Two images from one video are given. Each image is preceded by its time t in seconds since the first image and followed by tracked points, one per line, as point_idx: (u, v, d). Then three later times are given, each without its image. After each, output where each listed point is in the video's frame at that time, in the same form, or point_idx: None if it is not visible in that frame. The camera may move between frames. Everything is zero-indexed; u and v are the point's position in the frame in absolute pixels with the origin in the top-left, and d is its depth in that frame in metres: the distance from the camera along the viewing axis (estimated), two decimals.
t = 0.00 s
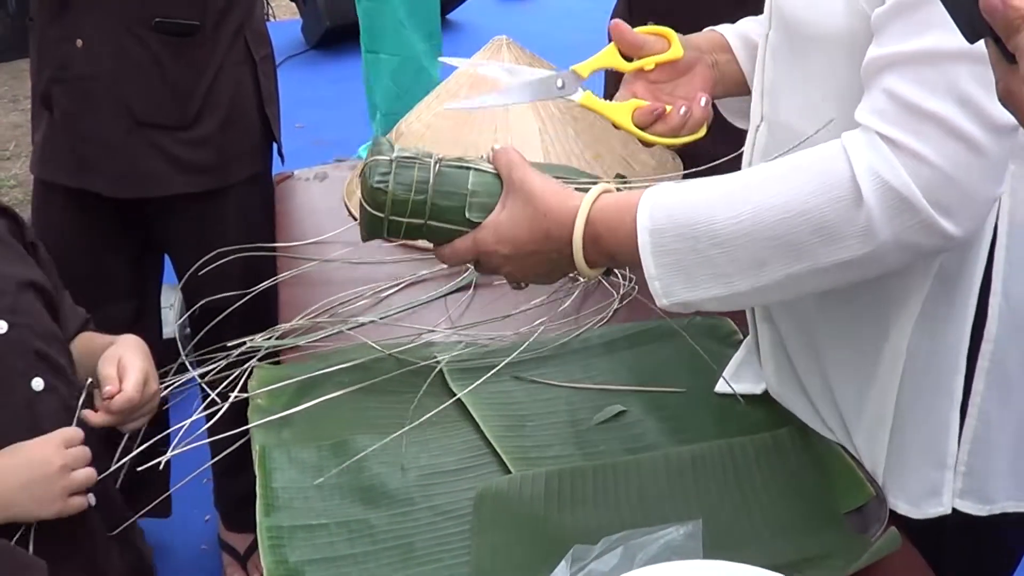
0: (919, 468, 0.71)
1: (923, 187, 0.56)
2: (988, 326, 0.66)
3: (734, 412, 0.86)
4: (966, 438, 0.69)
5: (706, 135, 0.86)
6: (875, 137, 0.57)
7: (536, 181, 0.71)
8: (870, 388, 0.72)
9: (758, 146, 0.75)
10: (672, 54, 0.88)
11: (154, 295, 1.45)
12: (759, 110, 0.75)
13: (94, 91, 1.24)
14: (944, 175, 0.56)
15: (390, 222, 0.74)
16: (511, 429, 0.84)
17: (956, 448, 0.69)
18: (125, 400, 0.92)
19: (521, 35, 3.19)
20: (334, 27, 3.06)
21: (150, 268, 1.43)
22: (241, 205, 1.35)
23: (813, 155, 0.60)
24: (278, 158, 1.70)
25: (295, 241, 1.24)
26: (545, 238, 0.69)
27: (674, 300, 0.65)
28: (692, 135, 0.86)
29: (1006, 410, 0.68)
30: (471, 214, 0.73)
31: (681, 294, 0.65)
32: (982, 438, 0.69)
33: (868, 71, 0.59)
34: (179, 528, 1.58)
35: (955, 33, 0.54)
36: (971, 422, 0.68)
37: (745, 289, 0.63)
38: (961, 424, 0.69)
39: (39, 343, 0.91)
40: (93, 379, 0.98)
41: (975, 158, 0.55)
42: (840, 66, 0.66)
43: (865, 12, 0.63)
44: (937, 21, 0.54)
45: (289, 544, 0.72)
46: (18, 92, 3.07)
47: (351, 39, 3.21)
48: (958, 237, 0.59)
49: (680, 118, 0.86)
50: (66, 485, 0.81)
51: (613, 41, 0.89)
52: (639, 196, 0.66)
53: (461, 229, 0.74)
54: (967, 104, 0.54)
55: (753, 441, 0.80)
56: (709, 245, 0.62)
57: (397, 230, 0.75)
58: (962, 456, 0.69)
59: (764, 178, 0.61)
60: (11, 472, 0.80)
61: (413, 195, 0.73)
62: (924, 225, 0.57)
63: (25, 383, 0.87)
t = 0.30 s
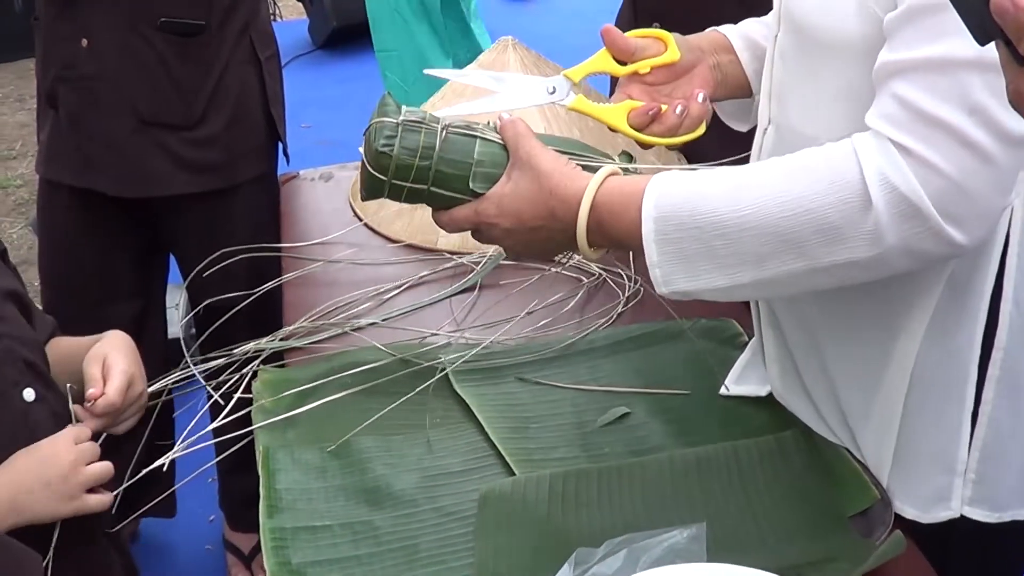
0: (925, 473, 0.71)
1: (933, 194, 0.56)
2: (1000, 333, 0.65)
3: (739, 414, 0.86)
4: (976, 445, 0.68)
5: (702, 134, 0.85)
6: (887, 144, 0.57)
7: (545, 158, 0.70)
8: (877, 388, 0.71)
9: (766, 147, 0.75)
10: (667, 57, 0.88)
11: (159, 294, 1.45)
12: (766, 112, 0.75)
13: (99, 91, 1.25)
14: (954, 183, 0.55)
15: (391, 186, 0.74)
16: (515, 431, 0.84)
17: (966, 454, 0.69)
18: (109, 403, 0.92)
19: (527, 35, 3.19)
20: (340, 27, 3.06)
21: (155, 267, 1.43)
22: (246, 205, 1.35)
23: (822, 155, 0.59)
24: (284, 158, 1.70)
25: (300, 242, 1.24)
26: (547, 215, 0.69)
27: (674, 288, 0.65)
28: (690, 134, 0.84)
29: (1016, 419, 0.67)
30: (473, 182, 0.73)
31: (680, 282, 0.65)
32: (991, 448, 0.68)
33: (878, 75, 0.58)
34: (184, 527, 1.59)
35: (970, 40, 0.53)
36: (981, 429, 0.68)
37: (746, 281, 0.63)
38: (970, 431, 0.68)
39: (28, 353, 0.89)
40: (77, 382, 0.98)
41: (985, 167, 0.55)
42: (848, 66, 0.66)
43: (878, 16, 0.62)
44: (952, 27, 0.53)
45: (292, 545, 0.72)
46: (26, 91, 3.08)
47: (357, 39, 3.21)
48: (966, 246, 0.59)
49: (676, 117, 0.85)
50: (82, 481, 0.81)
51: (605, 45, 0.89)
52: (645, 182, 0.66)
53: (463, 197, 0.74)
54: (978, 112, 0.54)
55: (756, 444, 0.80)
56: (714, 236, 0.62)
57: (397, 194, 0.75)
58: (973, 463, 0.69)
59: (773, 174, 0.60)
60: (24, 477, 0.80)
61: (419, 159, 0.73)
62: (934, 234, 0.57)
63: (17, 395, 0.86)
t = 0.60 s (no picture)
0: (928, 475, 0.70)
1: (941, 198, 0.56)
2: (1003, 336, 0.65)
3: (742, 415, 0.86)
4: (979, 447, 0.68)
5: (701, 136, 0.84)
6: (895, 147, 0.56)
7: (551, 144, 0.71)
8: (879, 391, 0.71)
9: (768, 148, 0.75)
10: (673, 59, 0.88)
11: (162, 293, 1.45)
12: (768, 113, 0.74)
13: (102, 89, 1.25)
14: (962, 185, 0.55)
15: (394, 160, 0.73)
16: (518, 432, 0.84)
17: (969, 456, 0.69)
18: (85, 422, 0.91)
19: (530, 34, 3.19)
20: (344, 26, 3.06)
21: (158, 267, 1.43)
22: (250, 204, 1.35)
23: (831, 153, 0.59)
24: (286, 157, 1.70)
25: (303, 242, 1.24)
26: (552, 200, 0.69)
27: (676, 280, 0.65)
28: (687, 135, 0.84)
29: (1018, 422, 0.67)
30: (479, 163, 0.73)
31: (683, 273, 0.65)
32: (994, 450, 0.68)
33: (883, 78, 0.58)
34: (187, 527, 1.59)
35: (976, 43, 0.53)
36: (984, 432, 0.68)
37: (750, 276, 0.63)
38: (974, 434, 0.68)
39: (22, 354, 0.89)
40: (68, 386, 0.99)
41: (992, 170, 0.55)
42: (848, 69, 0.66)
43: (883, 18, 0.62)
44: (958, 30, 0.53)
45: (294, 546, 0.71)
46: (30, 90, 3.08)
47: (360, 39, 3.21)
48: (973, 249, 0.58)
49: (675, 116, 0.85)
50: (59, 463, 0.81)
51: (610, 41, 0.90)
52: (652, 172, 0.66)
53: (467, 177, 0.73)
54: (986, 115, 0.53)
55: (759, 445, 0.80)
56: (719, 230, 0.62)
57: (399, 169, 0.74)
58: (975, 465, 0.69)
59: (781, 170, 0.60)
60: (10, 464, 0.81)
61: (425, 136, 0.72)
62: (941, 236, 0.57)
63: (13, 397, 0.86)
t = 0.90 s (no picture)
0: (930, 471, 0.70)
1: (943, 192, 0.55)
2: (1006, 332, 0.65)
3: (743, 413, 0.86)
4: (982, 444, 0.68)
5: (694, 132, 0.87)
6: (898, 141, 0.56)
7: (561, 126, 0.71)
8: (882, 386, 0.71)
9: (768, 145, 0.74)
10: (673, 62, 0.88)
11: (163, 292, 1.45)
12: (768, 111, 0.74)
13: (104, 88, 1.25)
14: (964, 179, 0.55)
15: (408, 140, 0.75)
16: (519, 429, 0.84)
17: (972, 453, 0.68)
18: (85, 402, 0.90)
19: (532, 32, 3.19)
20: (346, 25, 3.06)
21: (159, 265, 1.43)
22: (251, 201, 1.35)
23: (835, 145, 0.59)
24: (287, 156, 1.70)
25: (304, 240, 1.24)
26: (561, 182, 0.70)
27: (681, 265, 0.65)
28: (678, 132, 0.85)
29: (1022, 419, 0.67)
30: (489, 145, 0.74)
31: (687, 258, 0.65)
32: (997, 447, 0.68)
33: (885, 72, 0.58)
34: (190, 526, 1.59)
35: (978, 37, 0.53)
36: (987, 428, 0.67)
37: (753, 264, 0.63)
38: (977, 430, 0.68)
39: (25, 344, 0.89)
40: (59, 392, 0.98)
41: (994, 164, 0.54)
42: (848, 66, 0.66)
43: (885, 14, 0.62)
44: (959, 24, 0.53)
45: (295, 543, 0.71)
46: (33, 90, 3.08)
47: (362, 37, 3.21)
48: (975, 243, 0.58)
49: (667, 113, 0.85)
50: (76, 461, 0.80)
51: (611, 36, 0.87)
52: (656, 159, 0.65)
53: (478, 158, 0.75)
54: (988, 108, 0.53)
55: (761, 442, 0.80)
56: (723, 217, 0.62)
57: (412, 148, 0.76)
58: (978, 462, 0.68)
59: (785, 160, 0.60)
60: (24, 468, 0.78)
61: (437, 117, 0.74)
62: (942, 230, 0.57)
63: (15, 386, 0.86)
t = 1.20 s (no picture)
0: (931, 467, 0.70)
1: (943, 185, 0.55)
2: (1005, 327, 0.65)
3: (743, 409, 0.86)
4: (982, 439, 0.67)
5: (728, 79, 0.85)
6: (898, 136, 0.56)
7: (556, 131, 0.71)
8: (882, 383, 0.71)
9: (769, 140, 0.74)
10: (689, 19, 0.87)
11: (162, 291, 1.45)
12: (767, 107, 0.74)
13: (104, 86, 1.25)
14: (963, 173, 0.55)
15: (400, 147, 0.74)
16: (519, 426, 0.84)
17: (972, 448, 0.68)
18: (79, 378, 0.88)
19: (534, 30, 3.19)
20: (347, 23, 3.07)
21: (159, 263, 1.43)
22: (250, 200, 1.35)
23: (834, 142, 0.59)
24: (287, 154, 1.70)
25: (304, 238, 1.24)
26: (556, 188, 0.70)
27: (677, 271, 0.65)
28: (714, 81, 0.84)
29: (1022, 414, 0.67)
30: (483, 150, 0.74)
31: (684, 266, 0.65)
32: (997, 442, 0.67)
33: (885, 66, 0.58)
34: (190, 524, 1.59)
35: (978, 30, 0.52)
36: (987, 423, 0.67)
37: (752, 264, 0.63)
38: (977, 425, 0.67)
39: (25, 341, 0.89)
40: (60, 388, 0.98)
41: (994, 157, 0.54)
42: (848, 61, 0.66)
43: (882, 8, 0.62)
44: (959, 17, 0.53)
45: (295, 540, 0.71)
46: (33, 89, 3.08)
47: (363, 36, 3.21)
48: (975, 237, 0.58)
49: (701, 63, 0.84)
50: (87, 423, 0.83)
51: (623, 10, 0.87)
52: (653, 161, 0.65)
53: (472, 163, 0.75)
54: (987, 101, 0.53)
55: (761, 439, 0.80)
56: (721, 218, 0.62)
57: (405, 154, 0.75)
58: (979, 457, 0.68)
59: (784, 158, 0.60)
60: (49, 459, 0.79)
61: (430, 123, 0.74)
62: (942, 224, 0.57)
63: (16, 380, 0.86)
